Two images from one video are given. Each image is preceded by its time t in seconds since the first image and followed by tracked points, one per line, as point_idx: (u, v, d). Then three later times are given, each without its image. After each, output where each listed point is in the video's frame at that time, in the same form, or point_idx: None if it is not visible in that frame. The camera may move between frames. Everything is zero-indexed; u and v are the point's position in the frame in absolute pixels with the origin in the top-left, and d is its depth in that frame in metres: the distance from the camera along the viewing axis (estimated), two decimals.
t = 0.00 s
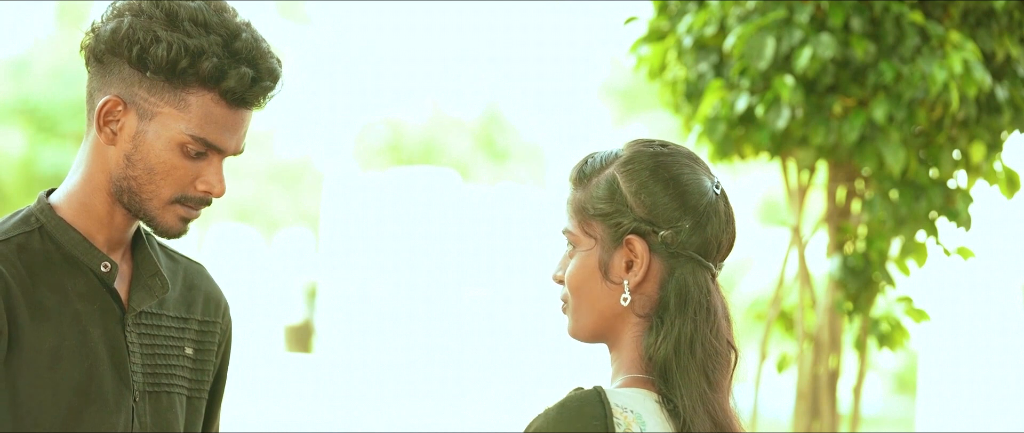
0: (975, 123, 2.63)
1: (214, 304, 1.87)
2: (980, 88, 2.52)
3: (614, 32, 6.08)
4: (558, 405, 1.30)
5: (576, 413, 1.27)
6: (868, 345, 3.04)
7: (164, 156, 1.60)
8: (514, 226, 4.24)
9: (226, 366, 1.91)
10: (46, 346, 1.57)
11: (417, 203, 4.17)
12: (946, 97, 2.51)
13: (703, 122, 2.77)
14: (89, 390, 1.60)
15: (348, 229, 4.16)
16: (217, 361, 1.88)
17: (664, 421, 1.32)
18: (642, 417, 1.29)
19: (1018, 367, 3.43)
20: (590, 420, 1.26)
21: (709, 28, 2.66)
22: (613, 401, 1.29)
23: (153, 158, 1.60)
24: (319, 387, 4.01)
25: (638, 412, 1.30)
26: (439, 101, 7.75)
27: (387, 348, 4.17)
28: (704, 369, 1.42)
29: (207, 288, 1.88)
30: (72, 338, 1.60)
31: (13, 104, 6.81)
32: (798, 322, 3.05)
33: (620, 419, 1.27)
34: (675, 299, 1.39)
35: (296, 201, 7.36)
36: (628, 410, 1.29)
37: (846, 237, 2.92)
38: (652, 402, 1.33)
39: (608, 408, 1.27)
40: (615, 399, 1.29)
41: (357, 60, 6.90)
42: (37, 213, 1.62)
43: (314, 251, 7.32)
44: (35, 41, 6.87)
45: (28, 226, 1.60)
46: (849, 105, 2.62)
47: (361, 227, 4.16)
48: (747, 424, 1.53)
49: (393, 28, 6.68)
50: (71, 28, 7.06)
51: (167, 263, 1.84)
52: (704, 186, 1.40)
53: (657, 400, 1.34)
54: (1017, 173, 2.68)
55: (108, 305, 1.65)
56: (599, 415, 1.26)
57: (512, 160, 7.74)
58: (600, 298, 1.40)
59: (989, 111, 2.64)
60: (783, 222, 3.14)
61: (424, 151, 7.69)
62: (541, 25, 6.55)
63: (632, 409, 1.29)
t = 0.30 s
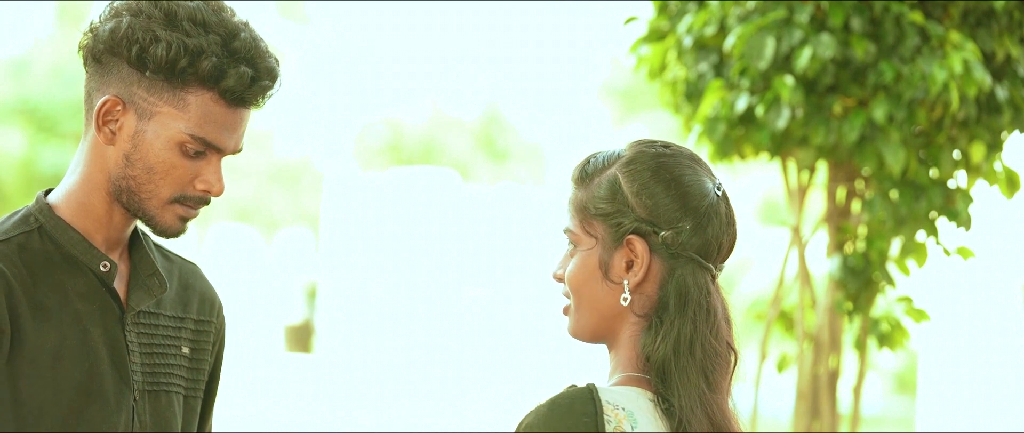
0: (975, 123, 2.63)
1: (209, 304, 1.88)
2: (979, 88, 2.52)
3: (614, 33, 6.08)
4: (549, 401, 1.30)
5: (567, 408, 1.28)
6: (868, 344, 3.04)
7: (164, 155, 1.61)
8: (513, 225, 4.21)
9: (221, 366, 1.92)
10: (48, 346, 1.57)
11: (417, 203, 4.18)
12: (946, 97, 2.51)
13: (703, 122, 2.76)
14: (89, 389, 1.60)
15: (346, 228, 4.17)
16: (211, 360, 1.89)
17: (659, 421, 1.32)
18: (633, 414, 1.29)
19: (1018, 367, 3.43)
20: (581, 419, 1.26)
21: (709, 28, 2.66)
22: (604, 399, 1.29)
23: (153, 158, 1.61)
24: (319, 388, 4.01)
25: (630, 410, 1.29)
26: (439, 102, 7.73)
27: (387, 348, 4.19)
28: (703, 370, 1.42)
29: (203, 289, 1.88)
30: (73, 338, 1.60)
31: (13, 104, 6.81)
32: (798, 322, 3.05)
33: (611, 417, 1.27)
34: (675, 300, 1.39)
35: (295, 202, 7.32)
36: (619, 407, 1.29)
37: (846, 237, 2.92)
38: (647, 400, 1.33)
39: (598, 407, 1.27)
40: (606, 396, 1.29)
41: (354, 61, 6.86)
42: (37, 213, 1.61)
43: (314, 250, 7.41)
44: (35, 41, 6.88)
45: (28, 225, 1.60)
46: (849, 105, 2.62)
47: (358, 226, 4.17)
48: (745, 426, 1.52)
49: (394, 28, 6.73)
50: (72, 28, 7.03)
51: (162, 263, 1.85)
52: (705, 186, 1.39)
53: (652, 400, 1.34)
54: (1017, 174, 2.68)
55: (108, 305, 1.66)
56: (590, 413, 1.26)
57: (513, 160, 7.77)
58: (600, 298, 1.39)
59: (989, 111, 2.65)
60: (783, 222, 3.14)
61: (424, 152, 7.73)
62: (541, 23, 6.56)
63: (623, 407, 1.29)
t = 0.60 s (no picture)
0: (975, 123, 2.63)
1: (206, 304, 1.88)
2: (979, 88, 2.52)
3: (614, 32, 6.09)
4: (548, 403, 1.30)
5: (566, 411, 1.27)
6: (868, 344, 3.04)
7: (162, 155, 1.61)
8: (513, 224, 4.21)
9: (218, 365, 1.92)
10: (49, 345, 1.58)
11: (417, 203, 4.16)
12: (946, 97, 2.51)
13: (703, 122, 2.76)
14: (89, 389, 1.61)
15: (346, 226, 4.16)
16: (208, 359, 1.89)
17: (656, 422, 1.32)
18: (632, 416, 1.29)
19: (1019, 366, 3.43)
20: (580, 420, 1.26)
21: (709, 28, 2.66)
22: (603, 400, 1.29)
23: (151, 158, 1.61)
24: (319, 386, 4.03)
25: (628, 411, 1.29)
26: (440, 101, 7.71)
27: (387, 348, 4.18)
28: (697, 370, 1.41)
29: (199, 289, 1.88)
30: (74, 338, 1.61)
31: (13, 104, 6.81)
32: (798, 322, 3.05)
33: (610, 419, 1.27)
34: (666, 299, 1.38)
35: (295, 201, 7.33)
36: (618, 409, 1.29)
37: (846, 237, 2.91)
38: (643, 402, 1.33)
39: (597, 407, 1.27)
40: (605, 398, 1.29)
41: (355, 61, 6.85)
42: (36, 213, 1.61)
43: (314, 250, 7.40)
44: (35, 41, 6.87)
45: (27, 225, 1.60)
46: (849, 105, 2.62)
47: (357, 224, 4.16)
48: (742, 424, 1.52)
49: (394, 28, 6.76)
50: (72, 28, 6.97)
51: (159, 263, 1.85)
52: (697, 187, 1.39)
53: (648, 401, 1.34)
54: (1017, 174, 2.68)
55: (107, 305, 1.67)
56: (590, 414, 1.26)
57: (513, 160, 7.76)
58: (591, 298, 1.39)
59: (989, 111, 2.65)
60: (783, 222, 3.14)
61: (424, 152, 7.73)
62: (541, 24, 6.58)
63: (622, 408, 1.29)
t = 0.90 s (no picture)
0: (975, 123, 2.63)
1: (206, 303, 1.88)
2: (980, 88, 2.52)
3: (614, 32, 6.11)
4: (550, 411, 1.29)
5: (568, 419, 1.26)
6: (868, 344, 3.04)
7: (160, 146, 1.62)
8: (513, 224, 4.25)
9: (219, 365, 1.92)
10: (50, 345, 1.58)
11: (416, 204, 4.16)
12: (946, 97, 2.51)
13: (703, 122, 2.76)
14: (90, 389, 1.61)
15: (346, 227, 4.17)
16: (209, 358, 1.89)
17: (653, 423, 1.31)
18: (633, 421, 1.29)
19: (1019, 367, 3.46)
20: (583, 425, 1.25)
21: (709, 28, 2.66)
22: (604, 405, 1.28)
23: (149, 150, 1.62)
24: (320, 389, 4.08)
25: (629, 416, 1.29)
26: (439, 101, 7.78)
27: (387, 348, 4.11)
28: (689, 370, 1.41)
29: (199, 289, 1.89)
30: (75, 338, 1.61)
31: (13, 104, 6.80)
32: (798, 323, 3.05)
33: (613, 425, 1.26)
34: (657, 298, 1.38)
35: (295, 201, 7.32)
36: (619, 414, 1.28)
37: (846, 237, 2.92)
38: (641, 406, 1.32)
39: (600, 414, 1.26)
40: (605, 403, 1.28)
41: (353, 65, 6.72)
42: (36, 213, 1.62)
43: (314, 250, 7.43)
44: (35, 41, 6.85)
45: (28, 226, 1.61)
46: (849, 105, 2.62)
47: (357, 224, 4.16)
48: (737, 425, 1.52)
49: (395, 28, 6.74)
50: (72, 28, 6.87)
51: (160, 262, 1.85)
52: (687, 185, 1.39)
53: (644, 403, 1.33)
54: (1017, 174, 2.68)
55: (108, 305, 1.67)
56: (593, 422, 1.25)
57: (513, 160, 7.76)
58: (582, 296, 1.39)
59: (989, 111, 2.65)
60: (783, 222, 3.14)
61: (424, 152, 7.74)
62: (542, 23, 6.57)
63: (622, 413, 1.28)
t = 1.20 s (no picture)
0: (975, 123, 2.63)
1: (207, 303, 1.88)
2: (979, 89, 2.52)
3: (614, 32, 6.11)
4: (549, 412, 1.29)
5: (566, 422, 1.26)
6: (868, 344, 3.05)
7: (156, 136, 1.63)
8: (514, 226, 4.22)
9: (220, 365, 1.92)
10: (51, 345, 1.59)
11: (416, 204, 4.16)
12: (946, 97, 2.51)
13: (703, 122, 2.76)
14: (90, 389, 1.61)
15: (347, 228, 4.17)
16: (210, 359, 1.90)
17: (648, 424, 1.32)
18: (630, 423, 1.29)
19: (1019, 367, 3.46)
20: (581, 427, 1.25)
21: (709, 28, 2.66)
22: (602, 408, 1.28)
23: (145, 142, 1.62)
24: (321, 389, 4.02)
25: (626, 418, 1.29)
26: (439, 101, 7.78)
27: (387, 348, 4.16)
28: (686, 371, 1.41)
29: (200, 288, 1.89)
30: (75, 338, 1.62)
31: (13, 104, 6.80)
32: (798, 323, 3.05)
33: (611, 426, 1.26)
34: (655, 298, 1.38)
35: (295, 201, 7.42)
36: (617, 416, 1.28)
37: (846, 237, 2.92)
38: (637, 407, 1.33)
39: (598, 416, 1.26)
40: (603, 405, 1.29)
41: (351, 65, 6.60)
42: (37, 213, 1.63)
43: (314, 250, 7.37)
44: (36, 41, 6.86)
45: (28, 226, 1.61)
46: (849, 105, 2.62)
47: (357, 225, 4.17)
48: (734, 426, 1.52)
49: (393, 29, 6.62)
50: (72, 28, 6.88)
51: (161, 262, 1.85)
52: (687, 186, 1.39)
53: (641, 405, 1.34)
54: (1017, 175, 2.68)
55: (109, 305, 1.67)
56: (591, 424, 1.25)
57: (513, 160, 7.80)
58: (580, 295, 1.39)
59: (989, 111, 2.64)
60: (783, 222, 3.14)
61: (424, 152, 7.77)
62: (542, 23, 6.57)
63: (620, 416, 1.29)
